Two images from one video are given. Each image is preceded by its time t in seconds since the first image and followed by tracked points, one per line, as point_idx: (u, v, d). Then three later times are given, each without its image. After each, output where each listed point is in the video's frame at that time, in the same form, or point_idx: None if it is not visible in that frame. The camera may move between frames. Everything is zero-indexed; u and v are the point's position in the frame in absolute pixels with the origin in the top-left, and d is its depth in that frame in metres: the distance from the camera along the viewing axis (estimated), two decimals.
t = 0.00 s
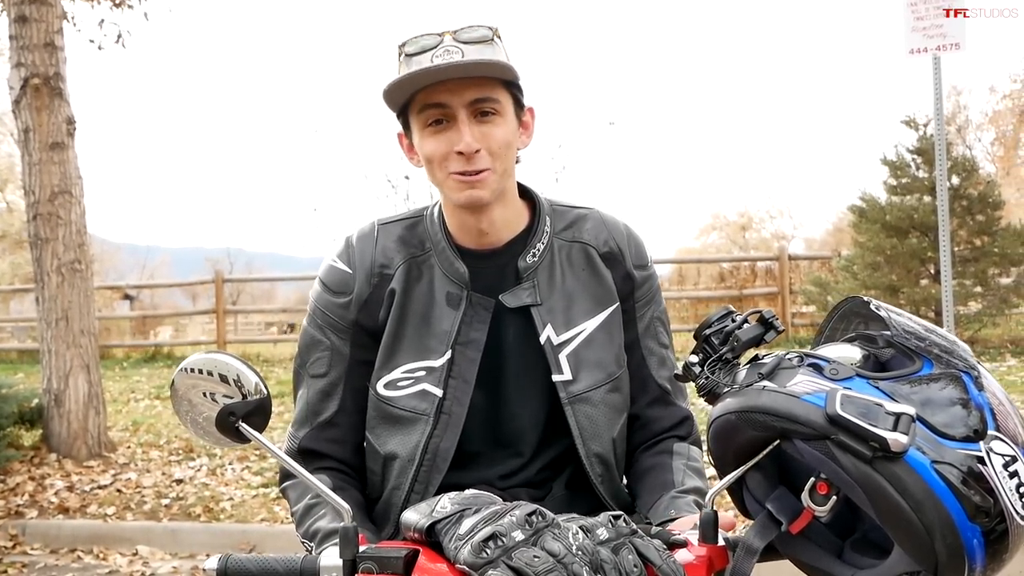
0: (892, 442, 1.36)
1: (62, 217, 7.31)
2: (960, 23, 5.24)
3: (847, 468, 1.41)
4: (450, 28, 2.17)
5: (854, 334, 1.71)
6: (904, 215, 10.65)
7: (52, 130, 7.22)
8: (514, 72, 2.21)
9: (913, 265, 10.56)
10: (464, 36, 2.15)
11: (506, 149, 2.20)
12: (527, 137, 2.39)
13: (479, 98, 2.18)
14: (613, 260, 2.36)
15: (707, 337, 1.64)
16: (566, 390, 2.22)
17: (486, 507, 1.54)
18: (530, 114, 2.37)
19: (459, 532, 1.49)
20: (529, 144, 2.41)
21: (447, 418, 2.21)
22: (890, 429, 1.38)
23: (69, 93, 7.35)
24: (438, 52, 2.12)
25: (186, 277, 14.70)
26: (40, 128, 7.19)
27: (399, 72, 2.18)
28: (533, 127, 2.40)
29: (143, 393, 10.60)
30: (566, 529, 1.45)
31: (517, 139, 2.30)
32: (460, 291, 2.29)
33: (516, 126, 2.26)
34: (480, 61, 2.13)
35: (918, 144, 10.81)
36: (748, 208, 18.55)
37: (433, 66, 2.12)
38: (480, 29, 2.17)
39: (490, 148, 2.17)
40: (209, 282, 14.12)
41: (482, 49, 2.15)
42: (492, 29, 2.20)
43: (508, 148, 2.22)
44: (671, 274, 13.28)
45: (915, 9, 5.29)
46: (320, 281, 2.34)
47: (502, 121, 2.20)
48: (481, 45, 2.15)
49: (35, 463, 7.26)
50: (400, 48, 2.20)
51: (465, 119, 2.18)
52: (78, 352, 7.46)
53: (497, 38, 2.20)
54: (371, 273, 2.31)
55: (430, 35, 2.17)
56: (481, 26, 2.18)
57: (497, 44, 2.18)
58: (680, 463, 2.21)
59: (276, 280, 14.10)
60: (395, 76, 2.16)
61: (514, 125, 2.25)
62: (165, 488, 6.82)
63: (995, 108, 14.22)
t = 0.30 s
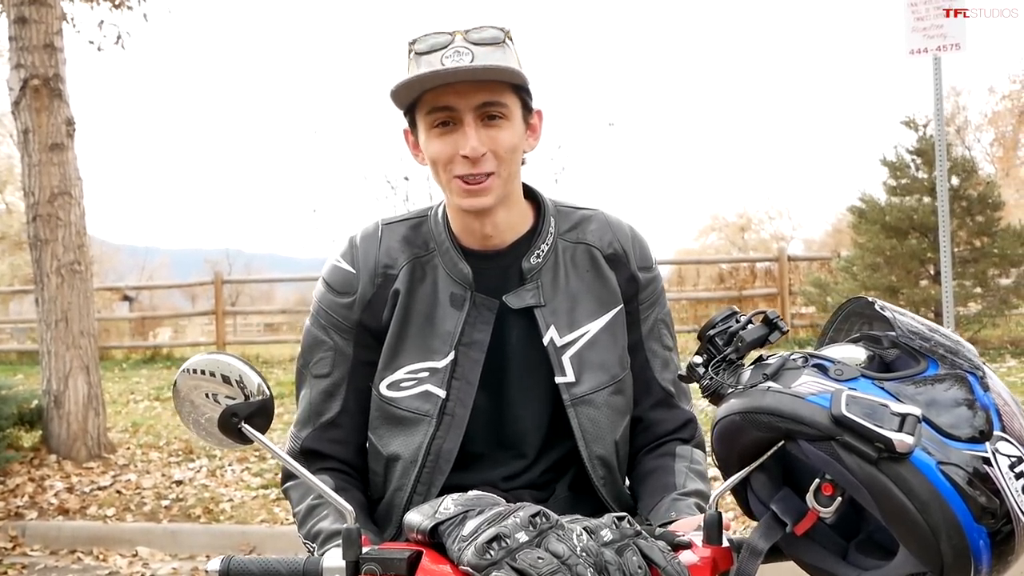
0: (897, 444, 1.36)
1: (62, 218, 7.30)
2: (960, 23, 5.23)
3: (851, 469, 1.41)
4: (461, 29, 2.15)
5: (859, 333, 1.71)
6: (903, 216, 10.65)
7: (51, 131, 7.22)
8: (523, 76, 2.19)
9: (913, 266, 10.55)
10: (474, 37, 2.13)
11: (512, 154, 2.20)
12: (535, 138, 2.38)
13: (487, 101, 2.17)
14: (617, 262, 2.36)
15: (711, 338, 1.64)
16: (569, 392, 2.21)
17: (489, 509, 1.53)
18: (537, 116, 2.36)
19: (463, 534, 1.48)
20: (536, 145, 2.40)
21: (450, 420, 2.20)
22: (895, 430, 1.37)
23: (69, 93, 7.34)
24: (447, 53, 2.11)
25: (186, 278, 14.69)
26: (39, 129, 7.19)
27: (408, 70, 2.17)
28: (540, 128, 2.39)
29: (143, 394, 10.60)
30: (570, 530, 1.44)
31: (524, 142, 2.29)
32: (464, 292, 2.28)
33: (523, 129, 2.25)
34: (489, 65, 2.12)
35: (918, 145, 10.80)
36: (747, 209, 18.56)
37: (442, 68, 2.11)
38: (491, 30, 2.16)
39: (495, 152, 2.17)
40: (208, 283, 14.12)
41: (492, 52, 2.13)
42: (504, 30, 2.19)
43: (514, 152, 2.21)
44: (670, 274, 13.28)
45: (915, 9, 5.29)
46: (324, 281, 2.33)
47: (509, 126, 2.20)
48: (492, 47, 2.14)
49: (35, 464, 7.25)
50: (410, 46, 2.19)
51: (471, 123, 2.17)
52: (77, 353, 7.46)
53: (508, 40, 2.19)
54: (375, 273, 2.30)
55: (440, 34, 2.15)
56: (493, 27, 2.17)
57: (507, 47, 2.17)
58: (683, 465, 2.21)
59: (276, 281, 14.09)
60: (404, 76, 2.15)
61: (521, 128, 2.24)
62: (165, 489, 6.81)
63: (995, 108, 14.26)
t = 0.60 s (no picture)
0: (905, 442, 1.35)
1: (62, 218, 7.30)
2: (960, 22, 5.23)
3: (858, 467, 1.40)
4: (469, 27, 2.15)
5: (865, 332, 1.70)
6: (904, 215, 10.64)
7: (51, 132, 7.21)
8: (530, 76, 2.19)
9: (913, 265, 10.55)
10: (482, 35, 2.13)
11: (516, 154, 2.19)
12: (540, 137, 2.37)
13: (492, 101, 2.16)
14: (620, 261, 2.35)
15: (717, 336, 1.64)
16: (572, 391, 2.21)
17: (494, 508, 1.53)
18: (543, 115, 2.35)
19: (468, 533, 1.47)
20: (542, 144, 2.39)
21: (453, 418, 2.20)
22: (903, 428, 1.37)
23: (69, 94, 7.33)
24: (454, 51, 2.10)
25: (186, 278, 14.68)
26: (39, 129, 7.18)
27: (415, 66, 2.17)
28: (545, 127, 2.38)
29: (144, 394, 10.59)
30: (576, 530, 1.44)
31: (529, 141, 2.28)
32: (467, 290, 2.28)
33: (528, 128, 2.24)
34: (497, 65, 2.11)
35: (918, 144, 10.79)
36: (747, 209, 18.55)
37: (449, 66, 2.10)
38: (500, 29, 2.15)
39: (499, 152, 2.17)
40: (208, 283, 14.12)
41: (500, 50, 2.13)
42: (513, 29, 2.19)
43: (519, 152, 2.20)
44: (671, 274, 13.27)
45: (916, 8, 5.27)
46: (326, 279, 2.33)
47: (514, 126, 2.19)
48: (500, 45, 2.13)
49: (36, 464, 7.24)
50: (417, 43, 2.19)
51: (476, 123, 2.16)
52: (78, 353, 7.45)
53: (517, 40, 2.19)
54: (377, 272, 2.29)
55: (448, 32, 2.15)
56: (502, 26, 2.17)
57: (515, 47, 2.16)
58: (687, 465, 2.21)
59: (276, 281, 14.08)
60: (410, 74, 2.15)
61: (526, 128, 2.23)
62: (166, 489, 6.81)
63: (995, 107, 14.05)
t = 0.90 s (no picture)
0: (913, 442, 1.34)
1: (64, 218, 7.30)
2: (962, 22, 5.22)
3: (865, 467, 1.39)
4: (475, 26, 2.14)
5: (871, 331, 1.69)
6: (906, 215, 10.63)
7: (53, 131, 7.20)
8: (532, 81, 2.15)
9: (915, 265, 10.55)
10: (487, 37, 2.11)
11: (515, 159, 2.18)
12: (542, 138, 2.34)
13: (493, 106, 2.13)
14: (620, 260, 2.34)
15: (723, 336, 1.63)
16: (575, 389, 2.20)
17: (498, 508, 1.52)
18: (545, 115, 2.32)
19: (473, 534, 1.47)
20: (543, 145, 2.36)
21: (453, 416, 2.19)
22: (910, 428, 1.36)
23: (70, 93, 7.33)
24: (458, 52, 2.08)
25: (187, 278, 14.67)
26: (41, 128, 7.17)
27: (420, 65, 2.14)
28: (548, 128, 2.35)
29: (145, 394, 10.59)
30: (582, 530, 1.43)
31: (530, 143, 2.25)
32: (468, 288, 2.27)
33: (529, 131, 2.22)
34: (500, 68, 2.08)
35: (920, 144, 10.77)
36: (748, 209, 18.53)
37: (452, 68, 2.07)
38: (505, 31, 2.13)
39: (497, 157, 2.15)
40: (209, 283, 14.11)
41: (503, 53, 2.10)
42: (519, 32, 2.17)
43: (518, 157, 2.19)
44: (672, 274, 13.26)
45: (919, 8, 5.26)
46: (328, 278, 2.32)
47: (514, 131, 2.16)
48: (503, 48, 2.11)
49: (37, 464, 7.24)
50: (421, 41, 2.17)
51: (476, 128, 2.14)
52: (80, 352, 7.44)
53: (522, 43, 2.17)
54: (379, 270, 2.29)
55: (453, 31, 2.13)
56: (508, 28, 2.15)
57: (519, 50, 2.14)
58: (690, 464, 2.20)
59: (277, 281, 14.07)
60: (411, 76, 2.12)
61: (527, 131, 2.20)
62: (167, 489, 6.81)
63: (996, 108, 14.13)
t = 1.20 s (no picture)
0: (915, 444, 1.34)
1: (62, 219, 7.29)
2: (962, 23, 5.21)
3: (866, 469, 1.39)
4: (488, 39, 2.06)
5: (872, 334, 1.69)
6: (905, 217, 10.61)
7: (52, 132, 7.20)
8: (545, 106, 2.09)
9: (914, 268, 10.56)
10: (501, 56, 2.04)
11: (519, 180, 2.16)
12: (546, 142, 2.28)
13: (504, 132, 2.07)
14: (617, 261, 2.34)
15: (724, 337, 1.63)
16: (573, 390, 2.19)
17: (500, 511, 1.52)
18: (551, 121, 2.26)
19: (473, 536, 1.47)
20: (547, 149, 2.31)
21: (451, 416, 2.19)
22: (912, 430, 1.35)
23: (69, 94, 7.32)
24: (472, 73, 2.02)
25: (185, 279, 14.66)
26: (40, 129, 7.17)
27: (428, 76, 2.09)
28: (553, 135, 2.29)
29: (144, 395, 10.57)
30: (583, 532, 1.43)
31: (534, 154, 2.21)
32: (464, 289, 2.26)
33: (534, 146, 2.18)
34: (514, 93, 2.02)
35: (919, 146, 10.78)
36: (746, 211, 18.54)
37: (465, 91, 2.01)
38: (520, 48, 2.06)
39: (503, 181, 2.14)
40: (208, 284, 14.11)
41: (518, 75, 2.04)
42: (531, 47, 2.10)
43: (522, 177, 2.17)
44: (671, 276, 13.26)
45: (918, 10, 5.27)
46: (326, 280, 2.32)
47: (521, 154, 2.12)
48: (518, 70, 2.04)
49: (35, 465, 7.22)
50: (433, 50, 2.08)
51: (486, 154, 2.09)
52: (78, 353, 7.43)
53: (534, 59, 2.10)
54: (375, 272, 2.28)
55: (464, 44, 2.05)
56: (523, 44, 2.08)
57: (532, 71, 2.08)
58: (689, 466, 2.20)
59: (276, 282, 14.06)
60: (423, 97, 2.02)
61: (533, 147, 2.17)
62: (165, 490, 6.80)
63: (994, 110, 14.14)
